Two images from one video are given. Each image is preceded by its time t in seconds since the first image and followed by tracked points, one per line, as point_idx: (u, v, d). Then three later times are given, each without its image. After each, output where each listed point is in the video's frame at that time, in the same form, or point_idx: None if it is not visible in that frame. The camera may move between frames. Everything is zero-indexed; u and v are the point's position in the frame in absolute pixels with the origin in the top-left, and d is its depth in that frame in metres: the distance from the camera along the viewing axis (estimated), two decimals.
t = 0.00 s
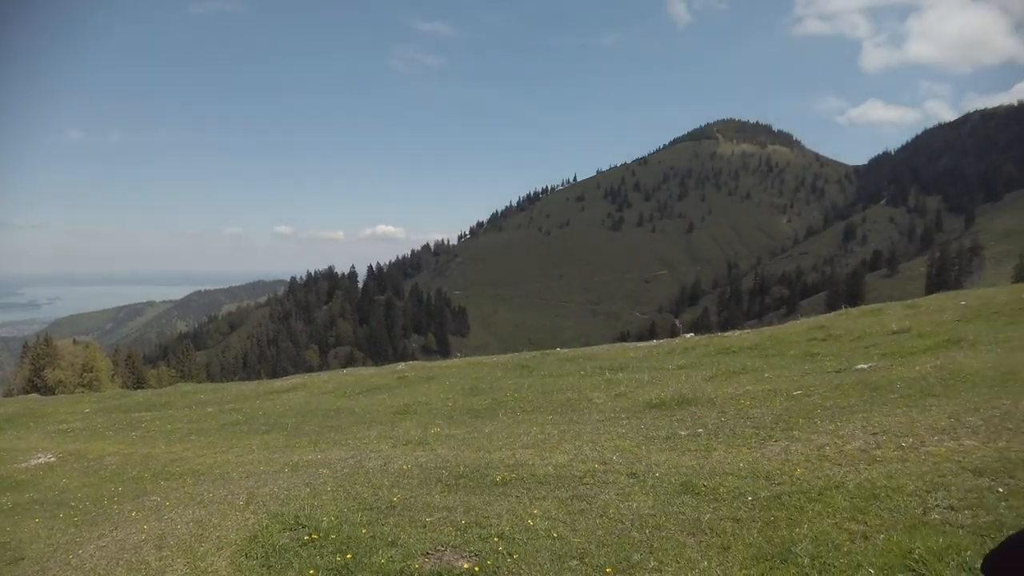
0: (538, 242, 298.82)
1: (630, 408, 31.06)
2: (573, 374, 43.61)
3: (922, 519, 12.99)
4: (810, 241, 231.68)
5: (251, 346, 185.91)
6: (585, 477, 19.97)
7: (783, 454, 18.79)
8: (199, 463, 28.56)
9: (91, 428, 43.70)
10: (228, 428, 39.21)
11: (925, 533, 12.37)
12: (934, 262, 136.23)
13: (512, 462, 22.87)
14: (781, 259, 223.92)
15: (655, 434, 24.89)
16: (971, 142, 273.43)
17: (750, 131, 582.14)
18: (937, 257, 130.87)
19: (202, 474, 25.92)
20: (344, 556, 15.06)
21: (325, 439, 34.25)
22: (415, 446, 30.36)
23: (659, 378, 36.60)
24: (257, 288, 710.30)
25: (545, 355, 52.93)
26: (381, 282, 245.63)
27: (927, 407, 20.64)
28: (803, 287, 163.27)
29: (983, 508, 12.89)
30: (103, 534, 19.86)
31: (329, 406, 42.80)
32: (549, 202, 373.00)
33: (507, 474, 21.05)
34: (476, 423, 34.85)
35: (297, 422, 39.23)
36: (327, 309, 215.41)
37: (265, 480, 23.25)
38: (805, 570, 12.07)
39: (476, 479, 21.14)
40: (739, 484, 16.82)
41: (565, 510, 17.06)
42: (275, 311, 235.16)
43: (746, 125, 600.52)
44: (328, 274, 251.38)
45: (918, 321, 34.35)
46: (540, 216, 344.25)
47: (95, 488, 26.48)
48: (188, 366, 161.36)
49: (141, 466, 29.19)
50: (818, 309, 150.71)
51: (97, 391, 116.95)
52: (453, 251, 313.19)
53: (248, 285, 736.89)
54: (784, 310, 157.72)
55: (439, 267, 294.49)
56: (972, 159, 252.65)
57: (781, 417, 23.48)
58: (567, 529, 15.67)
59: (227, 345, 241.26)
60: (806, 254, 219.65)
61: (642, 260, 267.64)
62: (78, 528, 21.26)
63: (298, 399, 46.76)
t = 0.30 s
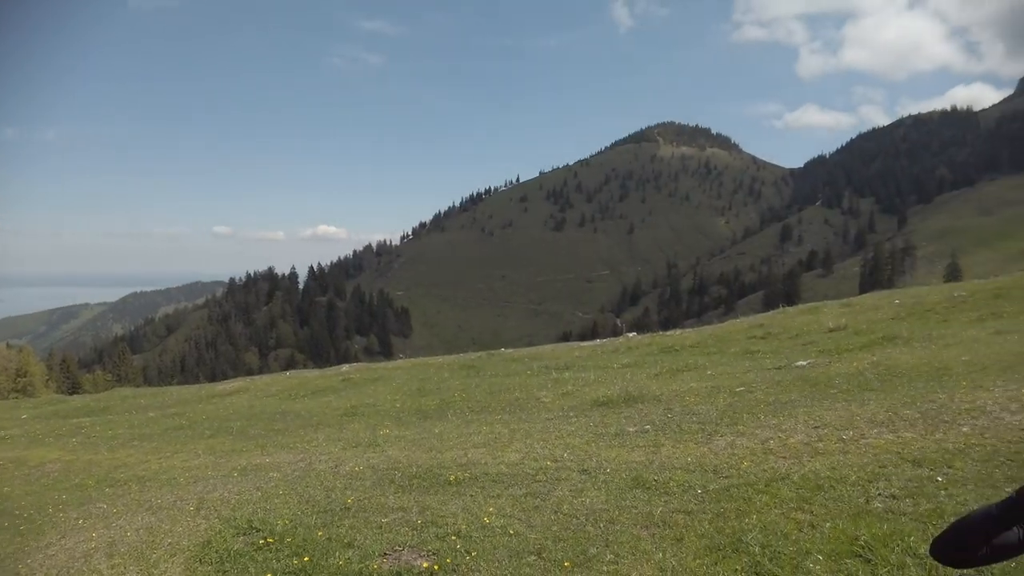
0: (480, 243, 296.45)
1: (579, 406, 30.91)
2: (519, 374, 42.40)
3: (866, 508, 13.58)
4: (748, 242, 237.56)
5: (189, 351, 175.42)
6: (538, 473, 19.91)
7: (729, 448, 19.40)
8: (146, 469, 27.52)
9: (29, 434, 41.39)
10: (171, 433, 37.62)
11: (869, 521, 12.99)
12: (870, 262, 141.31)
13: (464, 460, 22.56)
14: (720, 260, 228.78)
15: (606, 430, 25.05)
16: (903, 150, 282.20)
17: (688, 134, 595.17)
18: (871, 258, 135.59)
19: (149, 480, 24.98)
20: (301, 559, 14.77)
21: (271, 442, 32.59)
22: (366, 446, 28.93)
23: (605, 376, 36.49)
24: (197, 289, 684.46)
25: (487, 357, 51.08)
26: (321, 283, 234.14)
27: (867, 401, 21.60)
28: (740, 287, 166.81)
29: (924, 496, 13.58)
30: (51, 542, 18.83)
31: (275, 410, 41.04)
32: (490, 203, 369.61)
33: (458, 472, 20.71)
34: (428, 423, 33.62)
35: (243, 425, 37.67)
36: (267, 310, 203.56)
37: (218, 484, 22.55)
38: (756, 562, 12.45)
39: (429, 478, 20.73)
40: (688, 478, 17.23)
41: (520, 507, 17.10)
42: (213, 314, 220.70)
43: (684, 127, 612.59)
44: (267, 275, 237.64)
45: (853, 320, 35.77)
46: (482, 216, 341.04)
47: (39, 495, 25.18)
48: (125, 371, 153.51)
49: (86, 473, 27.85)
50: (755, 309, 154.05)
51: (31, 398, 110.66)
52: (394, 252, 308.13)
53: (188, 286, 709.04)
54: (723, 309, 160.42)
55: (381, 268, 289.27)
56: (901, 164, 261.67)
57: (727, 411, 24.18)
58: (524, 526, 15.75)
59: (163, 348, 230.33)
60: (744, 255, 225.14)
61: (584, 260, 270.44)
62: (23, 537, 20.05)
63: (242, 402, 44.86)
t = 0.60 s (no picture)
0: (404, 244, 291.22)
1: (510, 404, 27.19)
2: (448, 374, 37.28)
3: (795, 495, 11.48)
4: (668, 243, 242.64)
5: (100, 354, 160.68)
6: (478, 472, 16.73)
7: (661, 442, 16.87)
8: (70, 478, 25.79)
9: None
10: (92, 441, 34.89)
11: (798, 507, 10.81)
12: (783, 262, 144.58)
13: (403, 461, 19.03)
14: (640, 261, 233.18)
15: (537, 428, 21.77)
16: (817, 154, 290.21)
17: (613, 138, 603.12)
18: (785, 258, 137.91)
19: (75, 490, 23.58)
20: (244, 565, 12.02)
21: (190, 449, 28.53)
22: (297, 451, 24.14)
23: (537, 375, 32.73)
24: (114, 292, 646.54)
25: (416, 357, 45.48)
26: (241, 284, 221.70)
27: (787, 395, 19.44)
28: (659, 287, 169.66)
29: (851, 483, 11.59)
30: None
31: (200, 414, 36.73)
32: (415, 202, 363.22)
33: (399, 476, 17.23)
34: (362, 424, 28.32)
35: (168, 430, 33.91)
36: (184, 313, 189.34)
37: (148, 495, 20.50)
38: (696, 550, 10.06)
39: (367, 480, 17.36)
40: (625, 470, 14.63)
41: (462, 506, 14.02)
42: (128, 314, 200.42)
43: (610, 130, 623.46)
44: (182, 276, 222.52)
45: (771, 317, 34.34)
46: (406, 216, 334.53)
47: None
48: (37, 376, 142.69)
49: None
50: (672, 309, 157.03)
51: None
52: (316, 252, 298.15)
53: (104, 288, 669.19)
54: (642, 308, 162.62)
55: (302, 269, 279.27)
56: (815, 167, 269.35)
57: (654, 407, 21.51)
58: (466, 524, 12.75)
59: (76, 353, 215.14)
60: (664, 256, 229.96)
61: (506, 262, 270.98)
62: None
63: (166, 408, 40.84)
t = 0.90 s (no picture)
0: (351, 243, 282.77)
1: (468, 406, 24.50)
2: (404, 377, 33.14)
3: (749, 491, 10.68)
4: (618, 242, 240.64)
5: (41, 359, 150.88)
6: (439, 474, 14.95)
7: (618, 442, 15.69)
8: (25, 486, 24.91)
9: None
10: (45, 448, 33.29)
11: (755, 503, 10.07)
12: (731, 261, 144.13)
13: (364, 465, 17.03)
14: (591, 260, 231.59)
15: (496, 430, 19.77)
16: (762, 153, 289.45)
17: (560, 138, 599.59)
18: (733, 257, 136.41)
19: (29, 499, 22.70)
20: None
21: (150, 455, 26.65)
22: (254, 458, 22.41)
23: (492, 378, 29.68)
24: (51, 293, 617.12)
25: (371, 358, 40.68)
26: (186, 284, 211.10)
27: (740, 395, 18.73)
28: (610, 287, 169.72)
29: (801, 479, 11.02)
30: None
31: (154, 419, 34.62)
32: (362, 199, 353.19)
33: (359, 480, 15.38)
34: (316, 429, 25.66)
35: (121, 436, 32.09)
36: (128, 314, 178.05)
37: (108, 504, 19.54)
38: (654, 546, 9.20)
39: (327, 484, 15.62)
40: (585, 470, 13.18)
41: (423, 508, 12.55)
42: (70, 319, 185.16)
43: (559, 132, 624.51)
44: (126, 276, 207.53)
45: (719, 317, 32.91)
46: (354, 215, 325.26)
47: None
48: None
49: None
50: (624, 309, 155.46)
51: None
52: (265, 251, 287.56)
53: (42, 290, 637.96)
54: (593, 308, 162.05)
55: (251, 269, 268.88)
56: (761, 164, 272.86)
57: (608, 408, 20.22)
58: (431, 526, 11.42)
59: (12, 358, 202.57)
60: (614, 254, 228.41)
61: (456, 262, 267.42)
62: None
63: (116, 412, 38.74)
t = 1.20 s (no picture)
0: (306, 242, 276.55)
1: (425, 407, 24.15)
2: (362, 378, 32.64)
3: (701, 488, 10.79)
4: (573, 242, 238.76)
5: None
6: (398, 476, 14.83)
7: (574, 441, 15.71)
8: None
9: None
10: None
11: (707, 498, 10.20)
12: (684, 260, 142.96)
13: (323, 467, 16.83)
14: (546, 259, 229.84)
15: (453, 431, 19.67)
16: (715, 151, 289.29)
17: (515, 139, 594.23)
18: (686, 257, 135.75)
19: None
20: None
21: (105, 462, 25.78)
22: (211, 462, 21.95)
23: (449, 378, 29.24)
24: None
25: (327, 359, 39.96)
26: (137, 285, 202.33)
27: (693, 393, 18.99)
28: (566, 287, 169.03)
29: (751, 475, 11.16)
30: None
31: (110, 424, 33.48)
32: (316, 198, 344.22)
33: (319, 482, 15.21)
34: (273, 432, 25.31)
35: (77, 441, 31.08)
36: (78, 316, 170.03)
37: (66, 512, 18.82)
38: (611, 540, 9.23)
39: (287, 488, 15.35)
40: (542, 469, 13.23)
41: (380, 510, 12.47)
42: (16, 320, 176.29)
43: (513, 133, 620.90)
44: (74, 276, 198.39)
45: (674, 317, 33.33)
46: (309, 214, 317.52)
47: None
48: None
49: None
50: (580, 309, 154.83)
51: None
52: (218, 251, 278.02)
53: None
54: (550, 308, 161.01)
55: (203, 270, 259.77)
56: (712, 163, 274.40)
57: (563, 407, 20.24)
58: (389, 527, 11.35)
59: None
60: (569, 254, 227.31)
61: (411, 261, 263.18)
62: None
63: (68, 418, 37.40)
